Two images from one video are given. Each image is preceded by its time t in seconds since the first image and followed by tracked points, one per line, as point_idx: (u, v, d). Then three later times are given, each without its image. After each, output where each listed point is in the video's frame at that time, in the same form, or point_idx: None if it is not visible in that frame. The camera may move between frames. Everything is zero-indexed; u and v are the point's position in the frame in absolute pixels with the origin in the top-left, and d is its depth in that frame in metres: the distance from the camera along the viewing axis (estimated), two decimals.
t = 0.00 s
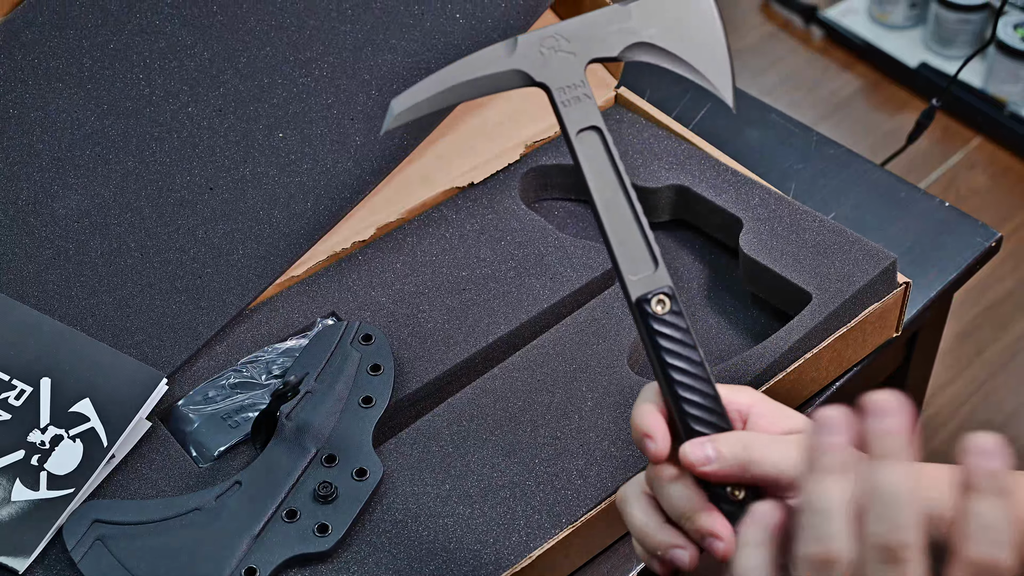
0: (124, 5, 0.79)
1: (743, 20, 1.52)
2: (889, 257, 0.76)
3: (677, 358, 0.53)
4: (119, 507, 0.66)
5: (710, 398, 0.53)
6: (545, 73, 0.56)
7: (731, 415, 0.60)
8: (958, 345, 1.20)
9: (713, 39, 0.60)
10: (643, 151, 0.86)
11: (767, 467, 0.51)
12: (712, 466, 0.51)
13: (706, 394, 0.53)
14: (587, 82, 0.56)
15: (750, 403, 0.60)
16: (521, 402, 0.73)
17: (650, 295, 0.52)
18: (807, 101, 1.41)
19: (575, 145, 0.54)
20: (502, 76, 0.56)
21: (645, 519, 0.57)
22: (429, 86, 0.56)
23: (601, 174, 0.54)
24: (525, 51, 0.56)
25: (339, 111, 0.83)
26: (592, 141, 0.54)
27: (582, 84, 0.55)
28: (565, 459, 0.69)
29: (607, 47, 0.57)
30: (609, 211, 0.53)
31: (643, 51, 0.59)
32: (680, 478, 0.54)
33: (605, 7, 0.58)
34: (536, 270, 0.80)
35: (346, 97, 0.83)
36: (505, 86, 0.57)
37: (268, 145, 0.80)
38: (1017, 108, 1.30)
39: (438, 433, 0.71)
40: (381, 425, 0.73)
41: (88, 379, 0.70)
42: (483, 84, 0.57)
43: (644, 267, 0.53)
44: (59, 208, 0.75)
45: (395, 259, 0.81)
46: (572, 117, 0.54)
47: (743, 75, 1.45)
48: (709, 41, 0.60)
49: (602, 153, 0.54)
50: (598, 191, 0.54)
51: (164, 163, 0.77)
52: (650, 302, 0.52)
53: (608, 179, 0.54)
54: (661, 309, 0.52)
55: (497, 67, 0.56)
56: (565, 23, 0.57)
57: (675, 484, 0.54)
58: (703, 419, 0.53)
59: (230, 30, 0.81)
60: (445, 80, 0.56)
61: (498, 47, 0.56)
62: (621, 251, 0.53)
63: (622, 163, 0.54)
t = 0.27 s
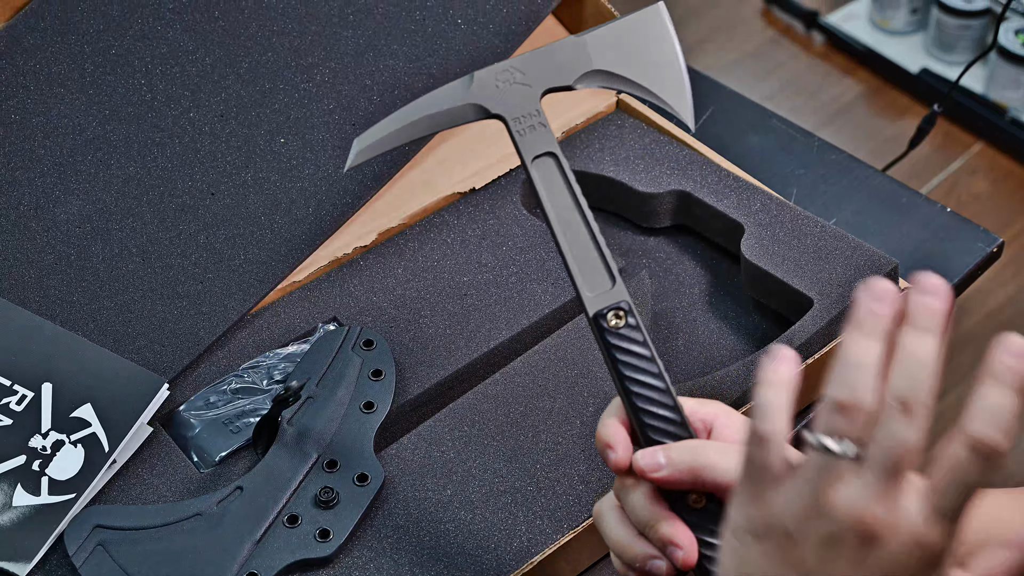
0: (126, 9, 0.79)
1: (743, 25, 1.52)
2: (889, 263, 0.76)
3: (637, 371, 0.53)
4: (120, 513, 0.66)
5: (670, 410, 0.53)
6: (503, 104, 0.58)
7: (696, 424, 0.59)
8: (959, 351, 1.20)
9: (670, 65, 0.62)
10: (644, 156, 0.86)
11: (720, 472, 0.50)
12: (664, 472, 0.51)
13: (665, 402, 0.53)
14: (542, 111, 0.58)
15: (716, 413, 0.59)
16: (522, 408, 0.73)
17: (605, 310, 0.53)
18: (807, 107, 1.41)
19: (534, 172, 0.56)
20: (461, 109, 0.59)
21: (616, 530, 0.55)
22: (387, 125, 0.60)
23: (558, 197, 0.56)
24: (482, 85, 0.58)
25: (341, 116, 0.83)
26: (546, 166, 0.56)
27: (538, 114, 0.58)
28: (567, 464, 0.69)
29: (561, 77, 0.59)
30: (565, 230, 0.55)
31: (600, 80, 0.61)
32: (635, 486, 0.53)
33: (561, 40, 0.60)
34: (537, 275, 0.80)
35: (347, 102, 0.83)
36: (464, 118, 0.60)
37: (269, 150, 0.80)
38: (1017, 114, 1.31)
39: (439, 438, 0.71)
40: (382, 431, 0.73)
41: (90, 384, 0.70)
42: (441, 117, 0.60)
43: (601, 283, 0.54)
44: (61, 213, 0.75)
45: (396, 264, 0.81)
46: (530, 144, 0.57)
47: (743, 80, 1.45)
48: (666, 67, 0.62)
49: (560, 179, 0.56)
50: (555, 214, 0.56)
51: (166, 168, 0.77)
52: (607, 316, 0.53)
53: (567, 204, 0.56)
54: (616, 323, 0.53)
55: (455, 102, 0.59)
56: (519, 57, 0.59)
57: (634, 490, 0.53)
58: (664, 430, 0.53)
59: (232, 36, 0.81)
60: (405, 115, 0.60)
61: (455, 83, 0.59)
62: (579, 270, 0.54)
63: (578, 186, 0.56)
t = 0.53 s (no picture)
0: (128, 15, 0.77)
1: (743, 30, 1.53)
2: (890, 267, 0.76)
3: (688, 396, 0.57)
4: (122, 517, 0.66)
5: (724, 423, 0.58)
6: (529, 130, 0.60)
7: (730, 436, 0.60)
8: (958, 356, 1.20)
9: (708, 68, 0.59)
10: (645, 161, 0.86)
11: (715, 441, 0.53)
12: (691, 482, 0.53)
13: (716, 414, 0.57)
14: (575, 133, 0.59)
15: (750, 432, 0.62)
16: (523, 412, 0.73)
17: (651, 341, 0.57)
18: (808, 112, 1.41)
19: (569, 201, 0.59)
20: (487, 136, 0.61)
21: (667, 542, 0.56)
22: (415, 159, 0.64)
23: (596, 229, 0.59)
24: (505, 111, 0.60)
25: (343, 121, 0.83)
26: (580, 193, 0.59)
27: (569, 136, 0.59)
28: (567, 469, 0.69)
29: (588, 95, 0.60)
30: (606, 261, 0.58)
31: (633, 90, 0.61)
32: (711, 457, 0.54)
33: (585, 56, 0.60)
34: (538, 279, 0.80)
35: (349, 107, 0.83)
36: (493, 144, 0.63)
37: (272, 155, 0.80)
38: (1017, 119, 1.31)
39: (441, 442, 0.72)
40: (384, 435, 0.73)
41: (92, 388, 0.70)
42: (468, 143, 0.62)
43: (644, 311, 0.57)
44: (64, 218, 0.74)
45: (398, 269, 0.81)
46: (563, 171, 0.59)
47: (744, 85, 1.45)
48: (699, 73, 0.60)
49: (593, 207, 0.59)
50: (596, 247, 0.59)
51: (168, 173, 0.77)
52: (651, 347, 0.57)
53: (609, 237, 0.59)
54: (661, 353, 0.57)
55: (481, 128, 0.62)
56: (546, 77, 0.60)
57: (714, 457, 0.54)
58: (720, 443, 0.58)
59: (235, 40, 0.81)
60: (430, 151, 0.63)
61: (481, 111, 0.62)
62: (622, 301, 0.58)
63: (616, 211, 0.58)
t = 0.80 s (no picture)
0: (130, 20, 0.79)
1: (743, 35, 1.53)
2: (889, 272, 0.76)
3: (663, 418, 0.57)
4: (123, 522, 0.66)
5: (700, 453, 0.57)
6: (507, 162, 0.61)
7: (728, 464, 0.62)
8: (959, 361, 1.20)
9: (677, 105, 0.62)
10: (645, 165, 0.86)
11: (746, 516, 0.51)
12: (692, 520, 0.53)
13: (691, 438, 0.57)
14: (551, 163, 0.61)
15: (745, 454, 0.62)
16: (524, 417, 0.73)
17: (627, 358, 0.57)
18: (808, 118, 1.41)
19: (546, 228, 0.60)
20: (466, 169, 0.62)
21: None
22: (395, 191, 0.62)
23: (575, 253, 0.60)
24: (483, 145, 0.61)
25: (344, 125, 0.83)
26: (559, 219, 0.60)
27: (546, 166, 0.61)
28: (568, 473, 0.69)
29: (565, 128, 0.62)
30: (584, 285, 0.59)
31: (608, 127, 0.63)
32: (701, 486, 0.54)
33: (562, 94, 0.62)
34: (539, 284, 0.80)
35: (349, 112, 0.84)
36: (474, 177, 0.63)
37: (273, 159, 0.81)
38: (1017, 124, 1.31)
39: (442, 447, 0.72)
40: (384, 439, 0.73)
41: (93, 393, 0.70)
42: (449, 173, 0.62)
43: (622, 330, 0.58)
44: (64, 222, 0.74)
45: (399, 273, 0.81)
46: (541, 198, 0.60)
47: (744, 91, 1.45)
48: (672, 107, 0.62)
49: (573, 231, 0.59)
50: (574, 270, 0.59)
51: (169, 177, 0.78)
52: (628, 364, 0.57)
53: (583, 261, 0.59)
54: (639, 372, 0.57)
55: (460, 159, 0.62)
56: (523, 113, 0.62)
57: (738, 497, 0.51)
58: (695, 473, 0.57)
59: (236, 45, 0.81)
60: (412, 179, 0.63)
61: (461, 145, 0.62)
62: (600, 320, 0.58)
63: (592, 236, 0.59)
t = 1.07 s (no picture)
0: (131, 25, 0.79)
1: (743, 40, 1.53)
2: (890, 276, 0.76)
3: (655, 458, 0.56)
4: (123, 526, 0.66)
5: (692, 494, 0.57)
6: (505, 198, 0.59)
7: (722, 504, 0.65)
8: (959, 366, 1.20)
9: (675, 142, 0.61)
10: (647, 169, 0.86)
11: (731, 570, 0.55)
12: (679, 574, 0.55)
13: (686, 480, 0.56)
14: (549, 201, 0.59)
15: (740, 493, 0.64)
16: (525, 422, 0.73)
17: (623, 398, 0.56)
18: (808, 123, 1.41)
19: (542, 265, 0.58)
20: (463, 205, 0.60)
21: None
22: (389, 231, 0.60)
23: (570, 288, 0.58)
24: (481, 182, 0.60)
25: (344, 130, 0.83)
26: (557, 258, 0.58)
27: (543, 204, 0.59)
28: (569, 478, 0.69)
29: (564, 163, 0.60)
30: (581, 325, 0.58)
31: (606, 164, 0.61)
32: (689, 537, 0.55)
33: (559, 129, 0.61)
34: (539, 288, 0.80)
35: (350, 116, 0.84)
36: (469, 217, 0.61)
37: (274, 163, 0.81)
38: (1017, 129, 1.31)
39: (442, 451, 0.72)
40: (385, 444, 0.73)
41: (94, 397, 0.70)
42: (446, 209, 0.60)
43: (617, 369, 0.57)
44: (66, 227, 0.75)
45: (399, 277, 0.81)
46: (538, 236, 0.59)
47: (744, 96, 1.46)
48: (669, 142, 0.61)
49: (569, 266, 0.58)
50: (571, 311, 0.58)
51: (169, 182, 0.78)
52: (623, 405, 0.56)
53: (578, 293, 0.58)
54: (634, 412, 0.56)
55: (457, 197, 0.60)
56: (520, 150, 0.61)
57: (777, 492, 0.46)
58: (686, 513, 0.57)
59: (237, 50, 0.81)
60: (407, 216, 0.61)
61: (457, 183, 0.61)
62: (597, 361, 0.57)
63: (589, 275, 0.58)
